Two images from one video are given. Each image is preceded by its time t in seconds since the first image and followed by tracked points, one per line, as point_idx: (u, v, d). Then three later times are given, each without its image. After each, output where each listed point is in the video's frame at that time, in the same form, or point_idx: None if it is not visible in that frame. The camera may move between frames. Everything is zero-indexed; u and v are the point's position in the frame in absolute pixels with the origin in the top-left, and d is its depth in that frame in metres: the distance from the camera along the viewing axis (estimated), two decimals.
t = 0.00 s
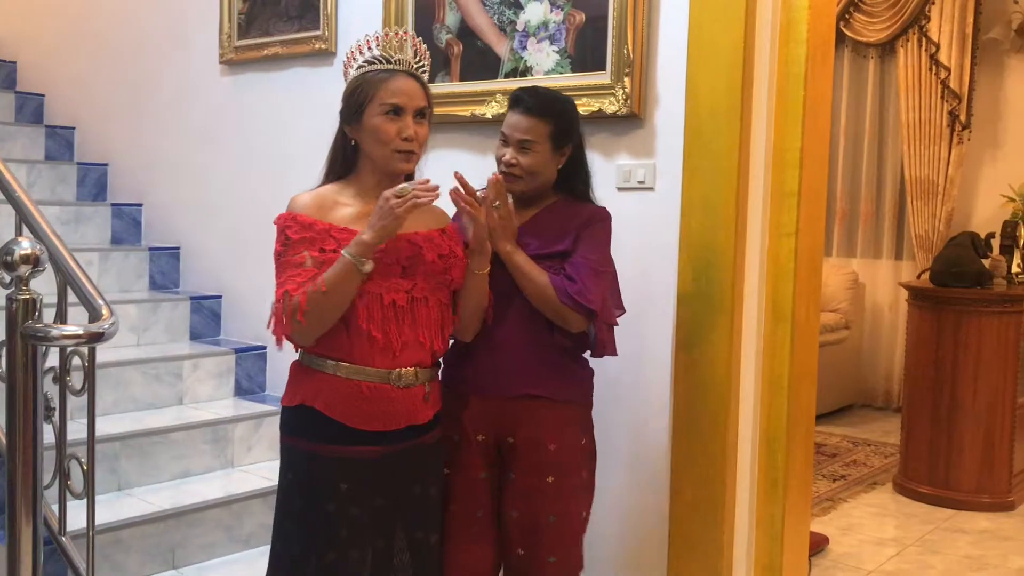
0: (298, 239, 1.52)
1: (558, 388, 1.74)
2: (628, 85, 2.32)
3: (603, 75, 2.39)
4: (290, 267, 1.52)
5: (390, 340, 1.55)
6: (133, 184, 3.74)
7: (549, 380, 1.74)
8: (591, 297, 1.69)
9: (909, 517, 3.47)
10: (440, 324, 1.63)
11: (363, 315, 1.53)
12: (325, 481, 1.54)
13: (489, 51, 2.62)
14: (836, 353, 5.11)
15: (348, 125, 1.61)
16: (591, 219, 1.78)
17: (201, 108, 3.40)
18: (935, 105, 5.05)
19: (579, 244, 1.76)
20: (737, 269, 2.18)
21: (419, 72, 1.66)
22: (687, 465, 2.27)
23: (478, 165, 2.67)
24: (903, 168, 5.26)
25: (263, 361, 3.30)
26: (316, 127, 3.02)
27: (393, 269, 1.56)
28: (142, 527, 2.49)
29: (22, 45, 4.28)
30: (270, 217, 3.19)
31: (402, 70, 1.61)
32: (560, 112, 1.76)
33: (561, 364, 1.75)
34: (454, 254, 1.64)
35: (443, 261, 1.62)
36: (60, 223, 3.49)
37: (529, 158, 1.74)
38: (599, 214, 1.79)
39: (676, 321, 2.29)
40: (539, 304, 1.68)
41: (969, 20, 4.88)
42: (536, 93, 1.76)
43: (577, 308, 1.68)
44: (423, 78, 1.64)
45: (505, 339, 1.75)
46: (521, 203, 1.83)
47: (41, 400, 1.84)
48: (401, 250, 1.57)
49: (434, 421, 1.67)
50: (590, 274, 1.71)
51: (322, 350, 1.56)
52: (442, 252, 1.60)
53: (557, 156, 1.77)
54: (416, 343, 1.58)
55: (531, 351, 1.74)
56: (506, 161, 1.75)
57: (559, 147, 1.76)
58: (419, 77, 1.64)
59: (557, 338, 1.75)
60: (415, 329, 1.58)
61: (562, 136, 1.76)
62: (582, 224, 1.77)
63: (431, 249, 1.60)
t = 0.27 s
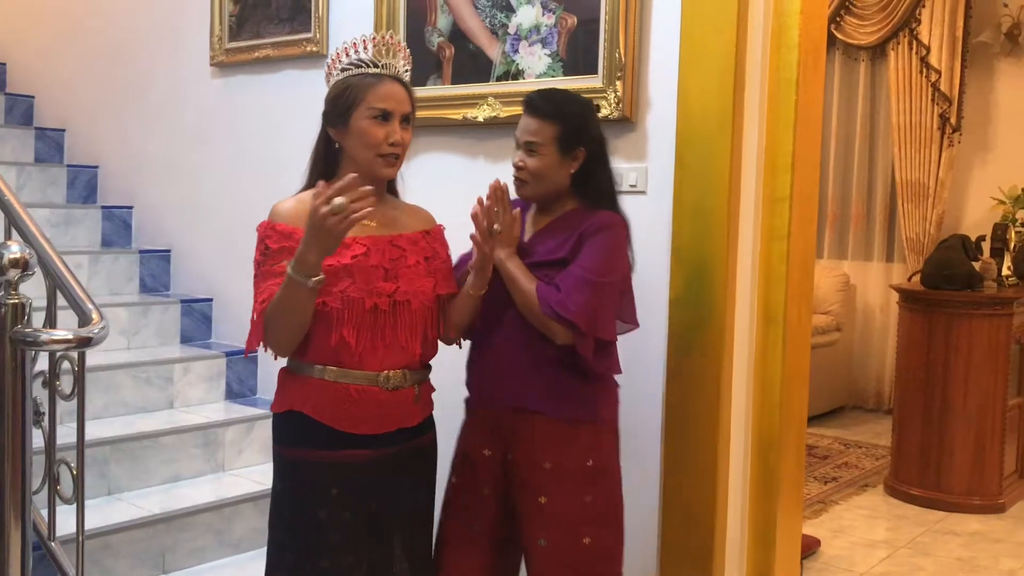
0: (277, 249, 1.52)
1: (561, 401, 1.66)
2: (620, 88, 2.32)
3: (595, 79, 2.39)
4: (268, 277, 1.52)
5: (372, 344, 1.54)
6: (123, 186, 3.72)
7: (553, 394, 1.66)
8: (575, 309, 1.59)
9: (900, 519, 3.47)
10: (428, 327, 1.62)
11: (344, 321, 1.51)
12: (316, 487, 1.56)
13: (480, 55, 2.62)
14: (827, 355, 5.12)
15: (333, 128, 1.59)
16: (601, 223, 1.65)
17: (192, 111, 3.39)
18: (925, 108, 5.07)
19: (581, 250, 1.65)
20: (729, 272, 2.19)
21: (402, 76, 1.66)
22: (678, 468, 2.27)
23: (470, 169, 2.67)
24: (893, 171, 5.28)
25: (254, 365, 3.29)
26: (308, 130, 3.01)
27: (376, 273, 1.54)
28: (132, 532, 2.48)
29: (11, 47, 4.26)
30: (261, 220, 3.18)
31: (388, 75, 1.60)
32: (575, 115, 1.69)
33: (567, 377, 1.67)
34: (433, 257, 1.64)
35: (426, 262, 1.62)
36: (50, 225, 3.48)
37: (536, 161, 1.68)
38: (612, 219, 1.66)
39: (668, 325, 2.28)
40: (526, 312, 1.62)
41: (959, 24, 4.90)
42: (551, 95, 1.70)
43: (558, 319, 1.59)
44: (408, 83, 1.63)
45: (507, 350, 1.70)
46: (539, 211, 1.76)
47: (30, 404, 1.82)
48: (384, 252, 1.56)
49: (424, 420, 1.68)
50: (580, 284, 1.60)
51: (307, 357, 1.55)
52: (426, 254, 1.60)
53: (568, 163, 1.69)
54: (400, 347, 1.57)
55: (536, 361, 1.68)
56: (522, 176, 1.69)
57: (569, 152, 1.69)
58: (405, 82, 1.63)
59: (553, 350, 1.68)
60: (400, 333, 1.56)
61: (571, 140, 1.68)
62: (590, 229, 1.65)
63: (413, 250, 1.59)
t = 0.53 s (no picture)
0: (253, 258, 1.55)
1: (587, 422, 1.64)
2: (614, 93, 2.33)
3: (589, 84, 2.39)
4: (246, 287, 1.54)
5: (354, 348, 1.57)
6: (115, 190, 3.71)
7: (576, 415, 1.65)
8: (583, 321, 1.53)
9: (893, 524, 3.48)
10: (401, 328, 1.66)
11: (327, 328, 1.53)
12: (297, 494, 1.57)
13: (474, 59, 2.62)
14: (820, 359, 5.12)
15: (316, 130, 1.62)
16: (628, 233, 1.59)
17: (185, 115, 3.38)
18: (918, 113, 5.09)
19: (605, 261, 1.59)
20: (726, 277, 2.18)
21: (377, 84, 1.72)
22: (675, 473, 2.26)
23: (463, 173, 2.67)
24: (886, 175, 5.29)
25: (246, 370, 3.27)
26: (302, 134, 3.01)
27: (352, 278, 1.57)
28: (124, 538, 2.47)
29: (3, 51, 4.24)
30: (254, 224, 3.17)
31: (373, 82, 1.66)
32: (609, 116, 1.68)
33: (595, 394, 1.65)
34: (400, 259, 1.68)
35: (395, 264, 1.66)
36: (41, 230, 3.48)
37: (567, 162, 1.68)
38: (639, 227, 1.59)
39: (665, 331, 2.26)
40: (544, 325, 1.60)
41: (951, 29, 4.92)
42: (589, 96, 1.70)
43: (568, 333, 1.55)
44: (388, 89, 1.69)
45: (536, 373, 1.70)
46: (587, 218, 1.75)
47: (20, 410, 1.81)
48: (358, 256, 1.59)
49: (398, 422, 1.71)
50: (593, 298, 1.55)
51: (287, 365, 1.56)
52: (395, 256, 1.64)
53: (601, 164, 1.68)
54: (378, 349, 1.60)
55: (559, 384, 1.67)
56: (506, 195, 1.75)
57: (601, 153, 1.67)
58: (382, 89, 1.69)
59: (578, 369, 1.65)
60: (378, 335, 1.60)
61: (603, 140, 1.66)
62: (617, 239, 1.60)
63: (383, 253, 1.63)
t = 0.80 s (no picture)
0: (226, 265, 1.53)
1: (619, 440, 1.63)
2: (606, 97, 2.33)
3: (581, 88, 2.39)
4: (218, 296, 1.52)
5: (326, 353, 1.59)
6: (107, 195, 3.70)
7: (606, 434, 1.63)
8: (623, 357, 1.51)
9: (887, 526, 3.48)
10: (362, 331, 1.68)
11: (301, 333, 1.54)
12: (268, 498, 1.58)
13: (467, 64, 2.62)
14: (814, 362, 5.13)
15: (275, 133, 1.62)
16: (647, 248, 1.54)
17: (177, 120, 3.37)
18: (910, 117, 5.10)
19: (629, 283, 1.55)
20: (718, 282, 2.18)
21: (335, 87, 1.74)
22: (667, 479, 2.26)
23: (456, 177, 2.67)
24: (878, 178, 5.31)
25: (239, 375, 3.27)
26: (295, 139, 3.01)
27: (317, 282, 1.60)
28: (117, 544, 2.46)
29: None
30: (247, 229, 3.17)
31: (332, 85, 1.68)
32: (646, 115, 1.67)
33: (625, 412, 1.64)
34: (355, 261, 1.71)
35: (353, 267, 1.69)
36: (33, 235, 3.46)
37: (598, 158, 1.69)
38: (659, 239, 1.55)
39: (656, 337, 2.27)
40: (577, 363, 1.57)
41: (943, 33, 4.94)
42: (630, 93, 1.69)
43: (606, 368, 1.52)
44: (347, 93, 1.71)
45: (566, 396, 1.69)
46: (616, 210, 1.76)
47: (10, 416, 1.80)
48: (321, 260, 1.62)
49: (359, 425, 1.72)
50: (627, 327, 1.51)
51: (258, 372, 1.55)
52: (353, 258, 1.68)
53: (630, 164, 1.69)
54: (347, 352, 1.63)
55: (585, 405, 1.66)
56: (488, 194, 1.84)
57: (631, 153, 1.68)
58: (342, 93, 1.71)
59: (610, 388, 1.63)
60: (346, 338, 1.63)
61: (635, 141, 1.66)
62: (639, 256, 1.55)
63: (343, 256, 1.66)
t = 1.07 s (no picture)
0: (196, 276, 1.52)
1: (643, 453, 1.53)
2: (597, 102, 2.33)
3: (572, 91, 2.39)
4: (190, 307, 1.51)
5: (294, 358, 1.59)
6: (98, 201, 3.69)
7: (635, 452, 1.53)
8: (639, 368, 1.42)
9: (880, 528, 3.49)
10: (326, 337, 1.69)
11: (269, 338, 1.54)
12: (233, 501, 1.57)
13: (458, 68, 2.62)
14: (807, 364, 5.14)
15: (235, 140, 1.61)
16: (655, 253, 1.47)
17: (168, 124, 3.37)
18: (902, 119, 5.12)
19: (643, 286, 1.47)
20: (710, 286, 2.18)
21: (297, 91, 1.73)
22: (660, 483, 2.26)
23: (448, 181, 2.66)
24: (870, 181, 5.32)
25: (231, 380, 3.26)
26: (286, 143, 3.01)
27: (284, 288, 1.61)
28: (109, 550, 2.45)
29: None
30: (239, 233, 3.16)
31: (293, 90, 1.67)
32: (663, 116, 1.60)
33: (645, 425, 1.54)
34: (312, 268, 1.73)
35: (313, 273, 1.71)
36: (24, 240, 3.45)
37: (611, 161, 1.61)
38: (667, 245, 1.48)
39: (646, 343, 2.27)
40: (589, 377, 1.47)
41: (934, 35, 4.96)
42: (647, 94, 1.64)
43: (620, 378, 1.43)
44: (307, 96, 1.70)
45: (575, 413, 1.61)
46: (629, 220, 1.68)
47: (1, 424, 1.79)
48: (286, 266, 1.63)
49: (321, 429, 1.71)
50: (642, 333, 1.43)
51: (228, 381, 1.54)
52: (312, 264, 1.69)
53: (644, 168, 1.60)
54: (312, 357, 1.63)
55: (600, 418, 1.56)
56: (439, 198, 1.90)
57: (646, 155, 1.60)
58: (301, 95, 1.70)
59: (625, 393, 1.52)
60: (313, 344, 1.64)
61: (651, 141, 1.59)
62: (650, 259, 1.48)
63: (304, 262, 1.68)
